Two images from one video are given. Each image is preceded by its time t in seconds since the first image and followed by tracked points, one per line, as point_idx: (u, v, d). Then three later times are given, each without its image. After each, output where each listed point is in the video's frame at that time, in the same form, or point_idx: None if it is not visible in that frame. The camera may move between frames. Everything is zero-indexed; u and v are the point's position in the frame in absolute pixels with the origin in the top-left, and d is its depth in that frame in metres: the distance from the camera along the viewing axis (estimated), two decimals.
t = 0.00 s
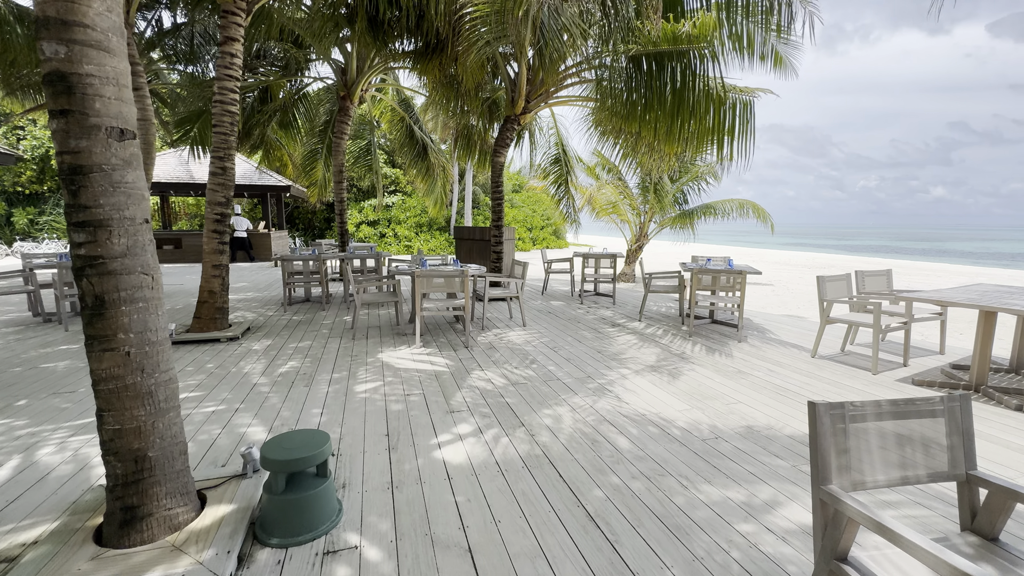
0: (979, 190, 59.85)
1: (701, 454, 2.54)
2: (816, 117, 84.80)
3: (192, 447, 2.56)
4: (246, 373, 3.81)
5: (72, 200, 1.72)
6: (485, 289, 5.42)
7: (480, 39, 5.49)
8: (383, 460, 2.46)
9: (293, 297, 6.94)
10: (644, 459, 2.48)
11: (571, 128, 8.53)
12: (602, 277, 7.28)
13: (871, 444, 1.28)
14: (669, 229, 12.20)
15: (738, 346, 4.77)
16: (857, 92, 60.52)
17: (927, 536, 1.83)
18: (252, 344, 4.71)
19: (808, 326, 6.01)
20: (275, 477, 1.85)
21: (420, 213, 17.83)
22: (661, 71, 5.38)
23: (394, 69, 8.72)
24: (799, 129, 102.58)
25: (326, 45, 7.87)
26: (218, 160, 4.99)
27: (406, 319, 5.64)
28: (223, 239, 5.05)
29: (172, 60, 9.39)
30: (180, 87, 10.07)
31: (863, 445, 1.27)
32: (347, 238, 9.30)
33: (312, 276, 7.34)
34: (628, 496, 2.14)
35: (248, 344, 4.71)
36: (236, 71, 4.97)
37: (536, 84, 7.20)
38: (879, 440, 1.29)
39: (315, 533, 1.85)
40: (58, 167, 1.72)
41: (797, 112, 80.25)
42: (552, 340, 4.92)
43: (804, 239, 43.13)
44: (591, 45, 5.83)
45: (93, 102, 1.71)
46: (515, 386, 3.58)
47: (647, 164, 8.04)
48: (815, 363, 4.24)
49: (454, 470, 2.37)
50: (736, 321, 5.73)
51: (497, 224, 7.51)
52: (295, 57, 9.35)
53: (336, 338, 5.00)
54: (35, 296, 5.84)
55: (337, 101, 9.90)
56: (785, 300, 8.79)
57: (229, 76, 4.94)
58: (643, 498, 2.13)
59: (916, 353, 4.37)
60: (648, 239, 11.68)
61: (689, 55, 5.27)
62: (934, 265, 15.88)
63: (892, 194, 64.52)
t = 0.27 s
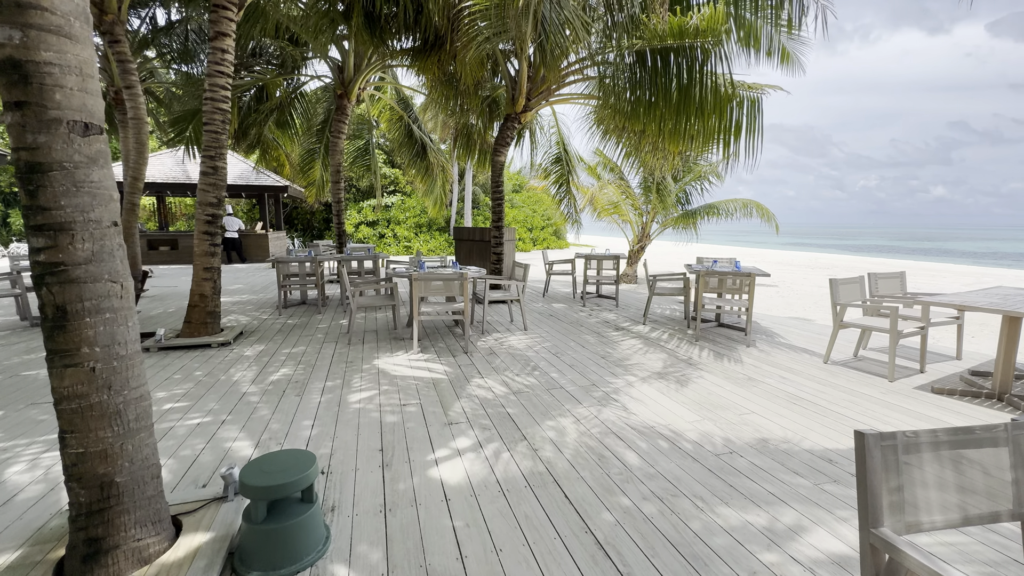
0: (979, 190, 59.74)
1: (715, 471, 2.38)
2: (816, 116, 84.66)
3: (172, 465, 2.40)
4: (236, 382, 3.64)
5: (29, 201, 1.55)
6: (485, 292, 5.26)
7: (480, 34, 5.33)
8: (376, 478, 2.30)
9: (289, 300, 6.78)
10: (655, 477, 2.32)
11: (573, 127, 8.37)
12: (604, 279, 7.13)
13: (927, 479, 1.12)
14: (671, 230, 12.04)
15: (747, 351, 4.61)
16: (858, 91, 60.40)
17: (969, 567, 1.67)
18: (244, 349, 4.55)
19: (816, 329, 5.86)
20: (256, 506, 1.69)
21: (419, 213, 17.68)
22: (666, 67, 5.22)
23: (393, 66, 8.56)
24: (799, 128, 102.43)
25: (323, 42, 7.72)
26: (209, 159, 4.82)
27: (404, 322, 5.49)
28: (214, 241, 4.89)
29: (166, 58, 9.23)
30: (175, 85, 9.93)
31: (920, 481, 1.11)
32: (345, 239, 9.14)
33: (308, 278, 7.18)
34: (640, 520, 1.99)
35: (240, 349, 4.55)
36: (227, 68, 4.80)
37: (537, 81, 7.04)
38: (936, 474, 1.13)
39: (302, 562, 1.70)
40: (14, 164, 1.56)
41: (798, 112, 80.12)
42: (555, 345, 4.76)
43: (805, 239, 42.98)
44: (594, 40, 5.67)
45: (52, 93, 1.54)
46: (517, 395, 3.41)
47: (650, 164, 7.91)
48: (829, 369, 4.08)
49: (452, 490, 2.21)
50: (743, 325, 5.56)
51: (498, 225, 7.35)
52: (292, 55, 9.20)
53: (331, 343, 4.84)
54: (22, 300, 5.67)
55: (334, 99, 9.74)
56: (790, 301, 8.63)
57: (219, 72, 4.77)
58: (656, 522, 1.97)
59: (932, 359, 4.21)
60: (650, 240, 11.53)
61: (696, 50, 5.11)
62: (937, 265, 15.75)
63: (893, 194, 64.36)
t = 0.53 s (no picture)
0: (985, 188, 59.26)
1: (737, 490, 2.20)
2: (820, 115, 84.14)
3: (150, 483, 2.23)
4: (226, 388, 3.47)
5: None
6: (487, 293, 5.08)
7: (482, 25, 5.14)
8: (369, 497, 2.13)
9: (286, 301, 6.62)
10: (672, 497, 2.14)
11: (577, 123, 8.18)
12: (610, 279, 6.94)
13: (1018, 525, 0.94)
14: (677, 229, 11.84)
15: (761, 355, 4.42)
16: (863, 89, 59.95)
17: None
18: (237, 352, 4.38)
19: (830, 331, 5.66)
20: (235, 536, 1.51)
21: (421, 213, 17.51)
22: (676, 59, 5.01)
23: (393, 62, 8.39)
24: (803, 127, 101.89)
25: (322, 37, 7.55)
26: (202, 155, 4.65)
27: (404, 324, 5.32)
28: (207, 241, 4.73)
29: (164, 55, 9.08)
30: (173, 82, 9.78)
31: (1009, 527, 0.93)
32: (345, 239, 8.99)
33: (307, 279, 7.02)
34: (657, 547, 1.81)
35: (233, 353, 4.38)
36: (220, 60, 4.62)
37: (540, 76, 6.86)
38: None
39: None
40: None
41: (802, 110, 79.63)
42: (560, 348, 4.58)
43: (810, 238, 42.66)
44: (600, 32, 5.48)
45: None
46: (521, 403, 3.23)
47: (657, 161, 7.72)
48: (848, 375, 3.88)
49: (452, 512, 2.03)
50: (755, 327, 5.37)
51: (500, 223, 7.17)
52: (290, 51, 9.03)
53: (328, 346, 4.67)
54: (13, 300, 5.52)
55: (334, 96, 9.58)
56: (800, 302, 8.43)
57: (212, 66, 4.60)
58: (675, 550, 1.79)
59: (956, 364, 4.01)
60: (655, 239, 11.32)
61: (707, 40, 4.90)
62: (947, 265, 15.51)
63: (898, 193, 63.90)
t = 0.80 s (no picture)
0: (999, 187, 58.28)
1: (762, 517, 2.01)
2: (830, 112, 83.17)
3: (126, 504, 2.07)
4: (217, 397, 3.32)
5: None
6: (491, 296, 4.89)
7: (486, 17, 4.96)
8: (359, 523, 1.95)
9: (287, 302, 6.47)
10: (691, 525, 1.95)
11: (585, 120, 7.97)
12: (618, 281, 6.75)
13: None
14: (686, 228, 11.59)
15: (779, 362, 4.20)
16: (874, 86, 59.12)
17: None
18: (232, 357, 4.23)
19: (848, 336, 5.44)
20: None
21: (426, 212, 17.37)
22: (690, 50, 4.78)
23: (397, 58, 8.21)
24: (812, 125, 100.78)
25: (323, 33, 7.39)
26: (197, 153, 4.50)
27: (405, 328, 5.15)
28: (203, 242, 4.58)
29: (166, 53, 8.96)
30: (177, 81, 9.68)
31: None
32: (348, 238, 8.86)
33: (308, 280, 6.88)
34: None
35: (227, 357, 4.23)
36: (216, 55, 4.46)
37: (547, 71, 6.67)
38: None
39: None
40: None
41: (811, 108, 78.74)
42: (567, 354, 4.39)
43: (819, 237, 42.12)
44: (609, 25, 5.28)
45: None
46: (526, 414, 3.04)
47: (667, 159, 7.50)
48: (873, 384, 3.66)
49: (451, 541, 1.85)
50: (770, 331, 5.15)
51: (505, 223, 7.00)
52: (293, 47, 8.89)
53: (326, 350, 4.51)
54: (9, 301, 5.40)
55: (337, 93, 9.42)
56: (814, 304, 8.18)
57: (208, 60, 4.44)
58: None
59: (990, 373, 3.76)
60: (664, 239, 11.10)
61: (723, 31, 4.67)
62: (962, 265, 15.17)
63: (909, 192, 63.01)
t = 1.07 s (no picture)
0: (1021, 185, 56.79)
1: (793, 549, 1.82)
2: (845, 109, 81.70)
3: (103, 525, 1.94)
4: (212, 404, 3.19)
5: None
6: (498, 298, 4.73)
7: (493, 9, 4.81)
8: (350, 550, 1.80)
9: (291, 303, 6.37)
10: (714, 557, 1.77)
11: (596, 117, 7.76)
12: (629, 282, 6.54)
13: None
14: (698, 227, 11.33)
15: (801, 369, 3.98)
16: (892, 83, 57.89)
17: None
18: (231, 361, 4.11)
19: (872, 341, 5.18)
20: None
21: (435, 211, 17.25)
22: (706, 41, 4.56)
23: (404, 53, 8.07)
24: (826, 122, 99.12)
25: (329, 29, 7.27)
26: (197, 151, 4.39)
27: (409, 330, 5.00)
28: (203, 242, 4.47)
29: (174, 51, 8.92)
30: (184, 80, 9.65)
31: None
32: (355, 238, 8.76)
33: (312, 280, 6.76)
34: None
35: (226, 361, 4.12)
36: (216, 49, 4.35)
37: (557, 66, 6.48)
38: None
39: None
40: None
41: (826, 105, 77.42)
42: (576, 359, 4.21)
43: (835, 236, 41.35)
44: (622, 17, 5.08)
45: None
46: (533, 426, 2.87)
47: (680, 157, 7.26)
48: (904, 395, 3.43)
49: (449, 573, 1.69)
50: (789, 336, 4.92)
51: (514, 223, 6.83)
52: (300, 45, 8.80)
53: (328, 354, 4.37)
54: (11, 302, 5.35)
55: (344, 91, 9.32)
56: (833, 307, 7.90)
57: (208, 55, 4.32)
58: None
59: None
60: (676, 239, 10.83)
61: (742, 20, 4.44)
62: (984, 267, 14.70)
63: (927, 190, 61.65)
